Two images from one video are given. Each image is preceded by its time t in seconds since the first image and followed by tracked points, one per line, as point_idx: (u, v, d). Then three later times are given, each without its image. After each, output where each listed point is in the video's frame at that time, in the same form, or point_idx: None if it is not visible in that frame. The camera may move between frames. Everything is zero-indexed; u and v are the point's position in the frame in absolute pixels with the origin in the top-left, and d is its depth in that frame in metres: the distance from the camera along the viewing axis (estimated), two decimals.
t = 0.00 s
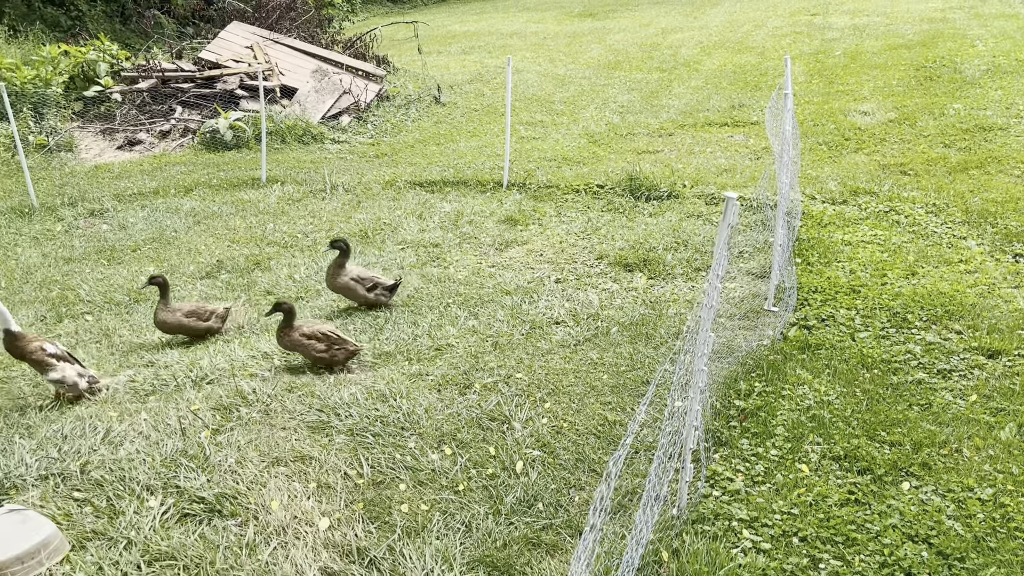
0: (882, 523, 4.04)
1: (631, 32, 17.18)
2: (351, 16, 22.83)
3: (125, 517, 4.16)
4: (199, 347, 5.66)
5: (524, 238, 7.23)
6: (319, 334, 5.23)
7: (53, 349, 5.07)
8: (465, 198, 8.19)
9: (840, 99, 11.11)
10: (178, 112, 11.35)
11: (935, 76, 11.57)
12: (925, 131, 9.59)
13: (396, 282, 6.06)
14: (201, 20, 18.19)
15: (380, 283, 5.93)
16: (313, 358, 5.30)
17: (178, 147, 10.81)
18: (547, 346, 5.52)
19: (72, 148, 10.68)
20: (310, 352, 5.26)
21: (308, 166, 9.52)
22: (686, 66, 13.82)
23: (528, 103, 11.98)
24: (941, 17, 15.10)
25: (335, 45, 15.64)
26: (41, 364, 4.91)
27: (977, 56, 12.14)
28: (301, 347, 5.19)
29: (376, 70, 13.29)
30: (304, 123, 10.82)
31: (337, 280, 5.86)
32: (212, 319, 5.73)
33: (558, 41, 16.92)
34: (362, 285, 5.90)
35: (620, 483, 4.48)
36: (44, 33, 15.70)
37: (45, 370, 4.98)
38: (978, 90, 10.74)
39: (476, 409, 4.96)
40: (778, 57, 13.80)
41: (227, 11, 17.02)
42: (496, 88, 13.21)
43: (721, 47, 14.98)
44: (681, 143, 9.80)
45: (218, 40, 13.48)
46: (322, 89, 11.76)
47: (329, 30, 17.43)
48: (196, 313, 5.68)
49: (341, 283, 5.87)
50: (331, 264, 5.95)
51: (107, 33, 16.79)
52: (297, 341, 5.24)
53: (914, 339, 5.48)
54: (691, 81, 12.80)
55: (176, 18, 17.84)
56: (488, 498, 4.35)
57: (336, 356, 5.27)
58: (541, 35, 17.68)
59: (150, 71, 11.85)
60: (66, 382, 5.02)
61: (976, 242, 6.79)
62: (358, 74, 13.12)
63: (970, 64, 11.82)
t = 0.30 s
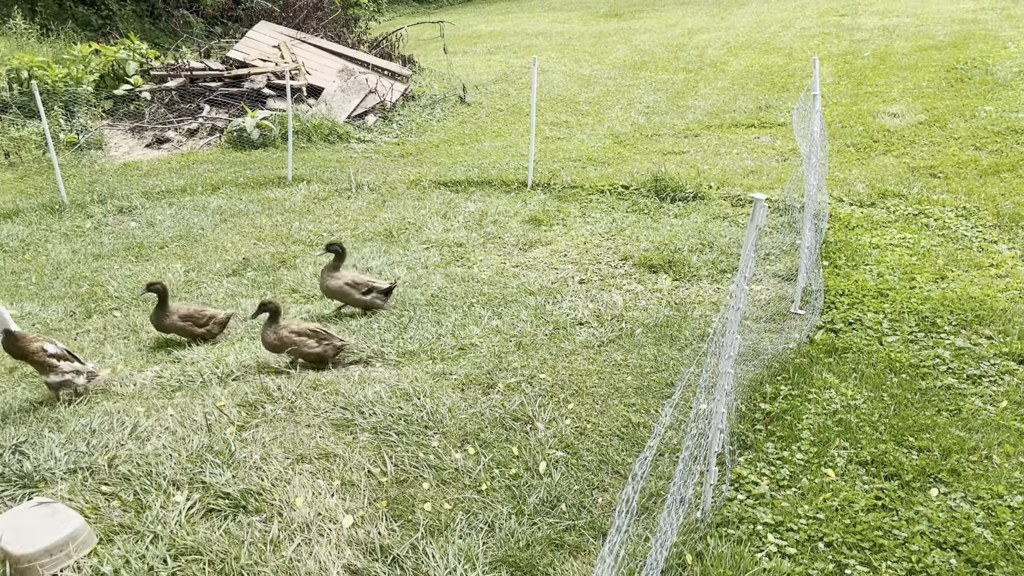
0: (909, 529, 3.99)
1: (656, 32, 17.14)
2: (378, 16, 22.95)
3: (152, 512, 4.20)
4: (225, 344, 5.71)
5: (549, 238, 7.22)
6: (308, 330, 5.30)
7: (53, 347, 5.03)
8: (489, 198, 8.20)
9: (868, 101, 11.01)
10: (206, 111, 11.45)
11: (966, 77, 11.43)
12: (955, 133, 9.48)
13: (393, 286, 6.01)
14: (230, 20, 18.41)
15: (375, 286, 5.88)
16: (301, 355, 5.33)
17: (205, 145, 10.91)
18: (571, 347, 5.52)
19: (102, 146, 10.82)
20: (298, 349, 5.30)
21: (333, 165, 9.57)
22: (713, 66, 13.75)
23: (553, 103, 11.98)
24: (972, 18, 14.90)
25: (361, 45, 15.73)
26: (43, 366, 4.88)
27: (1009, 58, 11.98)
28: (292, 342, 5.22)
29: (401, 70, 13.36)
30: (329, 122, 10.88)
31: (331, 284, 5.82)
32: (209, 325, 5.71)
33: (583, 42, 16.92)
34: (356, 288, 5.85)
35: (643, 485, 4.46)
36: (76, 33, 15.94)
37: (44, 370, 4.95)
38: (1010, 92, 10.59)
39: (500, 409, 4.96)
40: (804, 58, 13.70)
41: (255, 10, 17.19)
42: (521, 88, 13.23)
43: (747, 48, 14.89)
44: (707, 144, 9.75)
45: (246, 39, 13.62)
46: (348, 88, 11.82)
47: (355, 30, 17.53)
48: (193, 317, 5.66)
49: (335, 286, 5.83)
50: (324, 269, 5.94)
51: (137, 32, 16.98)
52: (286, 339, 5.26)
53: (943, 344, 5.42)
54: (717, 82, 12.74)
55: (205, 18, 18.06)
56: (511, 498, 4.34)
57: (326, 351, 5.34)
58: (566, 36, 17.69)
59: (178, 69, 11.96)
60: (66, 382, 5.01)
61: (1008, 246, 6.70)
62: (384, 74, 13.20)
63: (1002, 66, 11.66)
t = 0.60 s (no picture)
0: (939, 535, 3.95)
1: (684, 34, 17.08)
2: (405, 16, 23.06)
3: (181, 506, 4.25)
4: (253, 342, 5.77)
5: (574, 238, 7.23)
6: (294, 332, 5.35)
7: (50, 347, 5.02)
8: (515, 199, 8.22)
9: (899, 103, 10.91)
10: (235, 111, 11.54)
11: (999, 80, 11.30)
12: (988, 136, 9.37)
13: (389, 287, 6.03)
14: (258, 20, 18.66)
15: (371, 289, 5.91)
16: (285, 355, 5.41)
17: (234, 144, 11.03)
18: (596, 347, 5.52)
19: (133, 144, 10.96)
20: (281, 349, 5.34)
21: (360, 164, 9.64)
22: (740, 67, 13.69)
23: (579, 104, 11.98)
24: (1006, 19, 14.71)
25: (388, 45, 15.83)
26: (45, 365, 4.88)
27: None
28: (278, 345, 5.28)
29: (428, 70, 13.42)
30: (356, 122, 10.94)
31: (328, 286, 5.82)
32: (213, 320, 5.72)
33: (609, 42, 16.91)
34: (354, 291, 5.86)
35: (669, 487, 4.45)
36: (108, 33, 16.18)
37: (45, 370, 4.94)
38: None
39: (525, 409, 4.97)
40: (832, 60, 13.59)
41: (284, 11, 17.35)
42: (548, 88, 13.26)
43: (775, 49, 14.80)
44: (735, 145, 9.71)
45: (275, 39, 13.80)
46: (375, 88, 11.91)
47: (382, 30, 17.65)
48: (197, 314, 5.67)
49: (332, 288, 5.83)
50: (321, 269, 5.91)
51: (167, 32, 17.07)
52: (272, 340, 5.31)
53: (974, 349, 5.36)
54: (745, 83, 12.68)
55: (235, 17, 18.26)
56: (536, 498, 4.35)
57: (310, 353, 5.42)
58: (592, 36, 17.70)
59: (208, 69, 12.11)
60: (69, 379, 5.03)
61: None
62: (411, 74, 13.28)
63: None
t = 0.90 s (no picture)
0: (969, 541, 3.91)
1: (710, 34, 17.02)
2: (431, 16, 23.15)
3: (210, 500, 4.30)
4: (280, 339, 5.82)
5: (600, 239, 7.24)
6: (277, 327, 5.32)
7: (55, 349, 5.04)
8: (540, 199, 8.24)
9: (929, 104, 10.82)
10: (263, 110, 11.69)
11: None
12: (1021, 138, 9.28)
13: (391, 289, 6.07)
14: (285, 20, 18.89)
15: (374, 290, 5.94)
16: (272, 353, 5.31)
17: (262, 143, 11.15)
18: (622, 348, 5.51)
19: (163, 143, 11.08)
20: (270, 347, 5.28)
21: (387, 164, 9.70)
22: (767, 68, 13.63)
23: (605, 104, 11.98)
24: None
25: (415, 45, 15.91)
26: (50, 368, 4.90)
27: None
28: (265, 338, 5.21)
29: (454, 70, 13.49)
30: (383, 122, 10.99)
31: (331, 289, 5.83)
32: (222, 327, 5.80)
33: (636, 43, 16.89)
34: (357, 293, 5.89)
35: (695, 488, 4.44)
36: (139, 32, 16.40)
37: (49, 372, 4.96)
38: None
39: (550, 409, 4.98)
40: (858, 62, 13.49)
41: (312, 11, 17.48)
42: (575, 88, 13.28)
43: (803, 50, 14.71)
44: (762, 147, 9.67)
45: (303, 39, 13.94)
46: (402, 88, 11.98)
47: (410, 30, 17.77)
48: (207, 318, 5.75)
49: (334, 291, 5.84)
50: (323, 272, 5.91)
51: (198, 32, 17.17)
52: (257, 337, 5.23)
53: (1006, 354, 5.30)
54: (772, 84, 12.62)
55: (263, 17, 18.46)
56: (561, 497, 4.36)
57: (298, 345, 5.38)
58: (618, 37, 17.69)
59: (237, 69, 12.30)
60: (72, 382, 5.04)
61: None
62: (438, 74, 13.36)
63: None
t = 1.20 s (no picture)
0: (997, 547, 3.87)
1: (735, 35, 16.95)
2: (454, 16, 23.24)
3: (235, 495, 4.34)
4: (305, 336, 5.85)
5: (623, 239, 7.23)
6: (257, 334, 5.30)
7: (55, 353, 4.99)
8: (564, 199, 8.25)
9: (958, 106, 10.73)
10: (288, 109, 11.79)
11: None
12: None
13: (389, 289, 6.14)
14: (310, 20, 19.06)
15: (376, 288, 6.01)
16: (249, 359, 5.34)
17: (287, 143, 11.19)
18: (645, 349, 5.50)
19: (190, 142, 11.20)
20: (247, 353, 5.28)
21: (411, 163, 9.75)
22: (793, 70, 13.56)
23: (629, 105, 11.97)
24: None
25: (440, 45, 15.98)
26: (54, 371, 4.86)
27: None
28: (243, 348, 5.21)
29: (478, 70, 13.54)
30: (407, 122, 11.04)
31: (335, 288, 5.83)
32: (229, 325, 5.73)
33: (660, 43, 16.86)
34: (360, 291, 5.94)
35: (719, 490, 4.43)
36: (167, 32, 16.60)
37: (51, 376, 4.91)
38: None
39: (573, 409, 4.99)
40: (884, 63, 13.37)
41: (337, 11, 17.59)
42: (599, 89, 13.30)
43: (829, 51, 14.62)
44: (787, 148, 9.62)
45: (328, 39, 14.07)
46: (426, 88, 12.02)
47: (433, 30, 17.86)
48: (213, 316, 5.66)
49: (337, 290, 5.85)
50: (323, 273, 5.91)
51: (225, 32, 17.40)
52: (235, 344, 5.23)
53: None
54: (798, 85, 12.55)
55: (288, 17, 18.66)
56: (583, 497, 4.36)
57: (276, 353, 5.37)
58: (642, 37, 17.67)
59: (263, 68, 12.38)
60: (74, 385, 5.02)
61: None
62: (461, 74, 13.42)
63: None
